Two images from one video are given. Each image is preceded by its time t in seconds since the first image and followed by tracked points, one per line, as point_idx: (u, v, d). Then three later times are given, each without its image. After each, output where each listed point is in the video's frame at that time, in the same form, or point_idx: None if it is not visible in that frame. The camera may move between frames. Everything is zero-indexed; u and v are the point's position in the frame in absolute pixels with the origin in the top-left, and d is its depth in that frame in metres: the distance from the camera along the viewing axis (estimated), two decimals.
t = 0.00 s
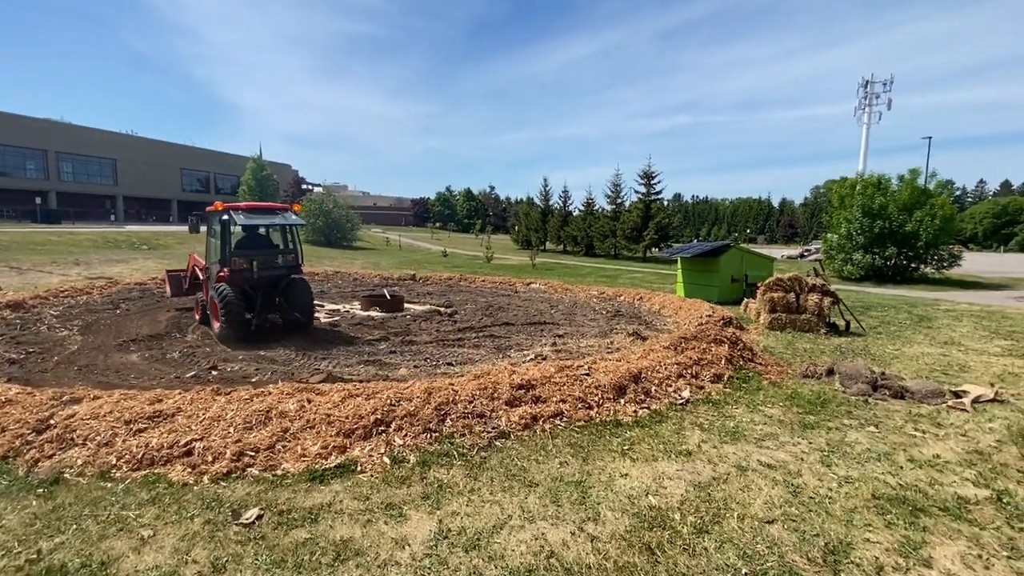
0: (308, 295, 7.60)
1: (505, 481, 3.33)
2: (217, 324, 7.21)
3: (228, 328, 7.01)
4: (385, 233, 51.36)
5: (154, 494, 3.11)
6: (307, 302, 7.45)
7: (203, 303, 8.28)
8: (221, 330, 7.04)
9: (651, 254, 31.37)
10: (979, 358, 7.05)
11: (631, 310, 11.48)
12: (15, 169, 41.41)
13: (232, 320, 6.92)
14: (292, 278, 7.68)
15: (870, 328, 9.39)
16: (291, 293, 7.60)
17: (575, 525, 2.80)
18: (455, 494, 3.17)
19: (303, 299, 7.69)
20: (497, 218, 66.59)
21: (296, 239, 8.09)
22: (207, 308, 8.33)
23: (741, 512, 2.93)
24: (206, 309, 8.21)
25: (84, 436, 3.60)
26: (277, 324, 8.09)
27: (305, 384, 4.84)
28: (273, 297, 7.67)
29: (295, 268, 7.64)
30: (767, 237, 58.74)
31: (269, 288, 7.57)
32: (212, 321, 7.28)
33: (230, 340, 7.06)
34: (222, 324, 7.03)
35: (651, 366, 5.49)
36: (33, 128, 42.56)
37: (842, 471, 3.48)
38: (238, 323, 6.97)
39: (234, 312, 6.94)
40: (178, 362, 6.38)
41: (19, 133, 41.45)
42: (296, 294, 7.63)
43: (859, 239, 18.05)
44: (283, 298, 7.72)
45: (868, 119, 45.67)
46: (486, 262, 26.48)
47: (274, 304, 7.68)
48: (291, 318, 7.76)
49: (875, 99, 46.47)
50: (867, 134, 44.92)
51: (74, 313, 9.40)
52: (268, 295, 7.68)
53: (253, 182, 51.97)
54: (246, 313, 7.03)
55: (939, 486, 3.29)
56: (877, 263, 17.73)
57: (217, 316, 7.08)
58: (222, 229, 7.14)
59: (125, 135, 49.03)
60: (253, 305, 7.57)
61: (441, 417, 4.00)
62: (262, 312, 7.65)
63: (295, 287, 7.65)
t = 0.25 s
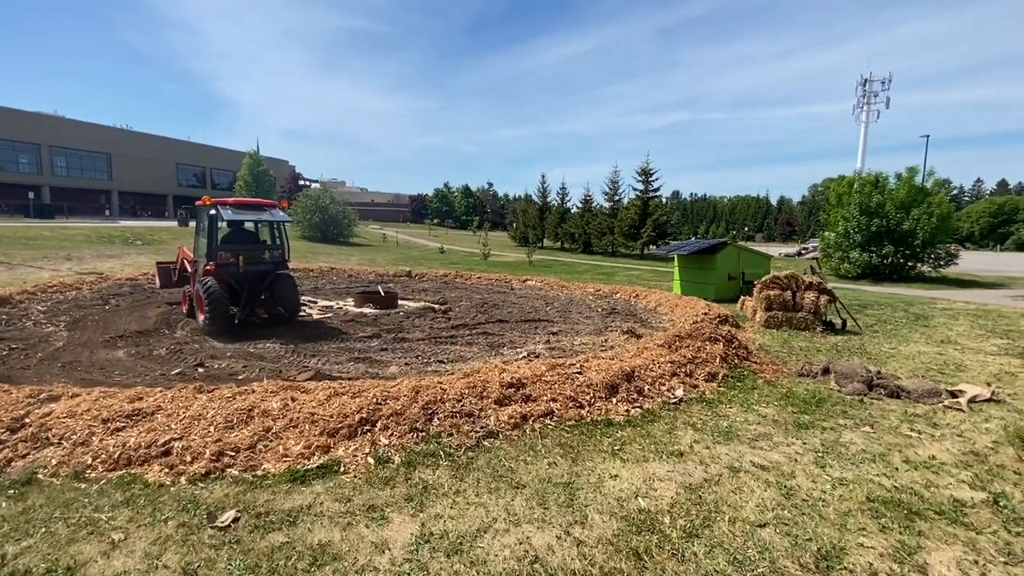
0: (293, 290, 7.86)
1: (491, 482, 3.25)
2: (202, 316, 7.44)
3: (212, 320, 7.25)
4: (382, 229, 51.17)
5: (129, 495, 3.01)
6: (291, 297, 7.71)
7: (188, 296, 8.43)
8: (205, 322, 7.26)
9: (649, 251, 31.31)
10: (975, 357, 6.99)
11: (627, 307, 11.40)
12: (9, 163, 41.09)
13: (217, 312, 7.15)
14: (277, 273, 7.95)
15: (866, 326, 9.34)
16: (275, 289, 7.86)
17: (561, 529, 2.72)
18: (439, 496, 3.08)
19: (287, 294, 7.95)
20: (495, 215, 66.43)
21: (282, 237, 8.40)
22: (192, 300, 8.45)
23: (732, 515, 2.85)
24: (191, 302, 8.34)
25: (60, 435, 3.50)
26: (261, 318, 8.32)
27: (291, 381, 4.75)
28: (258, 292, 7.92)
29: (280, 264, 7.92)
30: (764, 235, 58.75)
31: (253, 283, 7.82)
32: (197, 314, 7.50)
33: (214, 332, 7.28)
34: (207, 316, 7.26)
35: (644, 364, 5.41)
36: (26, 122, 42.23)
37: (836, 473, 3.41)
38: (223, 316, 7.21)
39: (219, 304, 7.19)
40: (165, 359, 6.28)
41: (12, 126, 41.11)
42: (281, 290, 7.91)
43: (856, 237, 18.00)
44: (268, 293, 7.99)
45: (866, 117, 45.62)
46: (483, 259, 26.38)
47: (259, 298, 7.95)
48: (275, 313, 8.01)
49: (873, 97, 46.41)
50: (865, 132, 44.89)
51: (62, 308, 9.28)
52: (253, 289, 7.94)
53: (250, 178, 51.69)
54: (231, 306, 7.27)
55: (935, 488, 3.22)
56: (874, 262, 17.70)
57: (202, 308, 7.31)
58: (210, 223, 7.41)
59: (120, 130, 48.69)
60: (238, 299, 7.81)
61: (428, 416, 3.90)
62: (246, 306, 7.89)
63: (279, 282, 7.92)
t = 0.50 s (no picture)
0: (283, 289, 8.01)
1: (475, 486, 3.15)
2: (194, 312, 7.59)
3: (203, 316, 7.39)
4: (386, 228, 51.17)
5: (101, 499, 2.94)
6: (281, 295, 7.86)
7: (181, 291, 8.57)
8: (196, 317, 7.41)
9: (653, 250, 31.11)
10: (981, 357, 6.83)
11: (627, 306, 11.27)
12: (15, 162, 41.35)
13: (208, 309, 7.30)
14: (269, 272, 8.09)
15: (870, 326, 9.17)
16: (266, 287, 8.00)
17: (542, 536, 2.61)
18: (420, 500, 2.99)
19: (277, 293, 8.09)
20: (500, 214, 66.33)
21: (276, 237, 8.55)
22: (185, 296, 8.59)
23: (722, 521, 2.74)
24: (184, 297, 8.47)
25: (37, 436, 3.43)
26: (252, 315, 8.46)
27: (278, 381, 4.66)
28: (249, 290, 8.05)
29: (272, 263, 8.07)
30: (770, 234, 58.34)
31: (245, 281, 7.97)
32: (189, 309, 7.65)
33: (205, 328, 7.43)
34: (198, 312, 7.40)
35: (640, 364, 5.29)
36: (32, 122, 42.49)
37: (833, 477, 3.29)
38: (214, 312, 7.35)
39: (210, 301, 7.33)
40: (155, 358, 6.23)
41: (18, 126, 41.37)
42: (272, 288, 8.04)
43: (862, 235, 17.78)
44: (258, 291, 8.11)
45: (873, 114, 45.16)
46: (486, 258, 26.30)
47: (249, 296, 8.06)
48: (266, 310, 8.15)
49: (880, 94, 45.93)
50: (872, 130, 44.45)
51: (59, 307, 9.26)
52: (245, 286, 8.07)
53: (254, 177, 51.81)
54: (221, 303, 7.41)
55: (936, 494, 3.09)
56: (880, 260, 17.49)
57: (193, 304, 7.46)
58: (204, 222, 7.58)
59: (125, 129, 48.90)
60: (230, 296, 7.94)
61: (414, 417, 3.81)
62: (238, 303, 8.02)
63: (271, 281, 8.06)
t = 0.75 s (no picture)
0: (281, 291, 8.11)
1: (462, 495, 3.07)
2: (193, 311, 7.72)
3: (202, 316, 7.52)
4: (394, 230, 51.28)
5: (82, 503, 2.90)
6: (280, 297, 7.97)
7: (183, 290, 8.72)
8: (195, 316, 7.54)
9: (661, 252, 30.87)
10: (994, 363, 6.64)
11: (632, 309, 11.14)
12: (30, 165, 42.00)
13: (207, 308, 7.44)
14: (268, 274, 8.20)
15: (880, 329, 8.98)
16: (265, 289, 8.11)
17: (526, 548, 2.53)
18: (405, 510, 2.92)
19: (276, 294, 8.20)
20: (508, 215, 66.30)
21: (276, 241, 8.65)
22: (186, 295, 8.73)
23: (714, 535, 2.64)
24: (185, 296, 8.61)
25: (24, 439, 3.41)
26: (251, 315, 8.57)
27: (271, 385, 4.62)
28: (249, 291, 8.17)
29: (272, 266, 8.19)
30: (781, 235, 57.74)
31: (245, 282, 8.09)
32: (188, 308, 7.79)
33: (203, 327, 7.55)
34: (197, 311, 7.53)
35: (639, 368, 5.19)
36: (47, 125, 43.15)
37: (833, 488, 3.17)
38: (212, 312, 7.48)
39: (209, 301, 7.45)
40: (154, 360, 6.23)
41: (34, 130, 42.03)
42: (270, 290, 8.11)
43: (873, 237, 17.49)
44: (257, 292, 8.19)
45: (887, 114, 44.53)
46: (492, 259, 26.24)
47: (248, 297, 8.14)
48: (264, 311, 8.25)
49: (893, 93, 45.31)
50: (885, 130, 43.83)
51: (64, 308, 9.33)
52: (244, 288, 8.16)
53: (264, 179, 52.21)
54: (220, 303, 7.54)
55: (941, 507, 2.96)
56: (892, 262, 17.19)
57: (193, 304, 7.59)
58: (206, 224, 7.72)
59: (138, 132, 49.53)
60: (229, 296, 8.07)
61: (404, 423, 3.74)
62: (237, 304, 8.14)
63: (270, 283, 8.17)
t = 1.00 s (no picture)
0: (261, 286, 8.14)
1: (434, 499, 2.98)
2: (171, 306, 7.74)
3: (180, 310, 7.54)
4: (388, 226, 51.01)
5: (38, 509, 2.79)
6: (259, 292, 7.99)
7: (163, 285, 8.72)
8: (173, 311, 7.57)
9: (654, 249, 30.84)
10: (982, 361, 6.60)
11: (622, 306, 11.07)
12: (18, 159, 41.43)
13: (185, 303, 7.46)
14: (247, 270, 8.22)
15: (869, 327, 8.94)
16: (244, 284, 8.14)
17: (496, 556, 2.44)
18: (374, 515, 2.83)
19: (255, 290, 8.22)
20: (502, 212, 66.12)
21: (256, 236, 8.66)
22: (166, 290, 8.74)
23: (690, 541, 2.56)
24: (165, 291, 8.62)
25: None
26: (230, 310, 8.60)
27: (246, 384, 4.51)
28: (228, 286, 8.19)
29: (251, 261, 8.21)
30: (775, 233, 57.91)
31: (224, 277, 8.11)
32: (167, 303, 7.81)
33: (181, 322, 7.58)
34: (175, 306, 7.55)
35: (623, 367, 5.11)
36: (35, 119, 42.55)
37: (815, 491, 3.10)
38: (190, 307, 7.50)
39: (187, 296, 7.47)
40: (130, 358, 6.10)
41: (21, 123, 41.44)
42: (250, 285, 8.15)
43: (865, 234, 17.51)
44: (236, 287, 8.25)
45: (880, 112, 44.64)
46: (485, 256, 26.12)
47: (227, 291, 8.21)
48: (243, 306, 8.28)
49: (886, 91, 45.43)
50: (878, 128, 43.94)
51: (44, 305, 9.16)
52: (223, 282, 8.21)
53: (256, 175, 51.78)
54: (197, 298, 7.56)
55: (924, 511, 2.90)
56: (883, 260, 17.21)
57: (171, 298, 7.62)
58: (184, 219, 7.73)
59: (128, 126, 48.96)
60: (208, 291, 8.08)
61: (378, 424, 3.65)
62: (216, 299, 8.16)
63: (249, 278, 8.19)
